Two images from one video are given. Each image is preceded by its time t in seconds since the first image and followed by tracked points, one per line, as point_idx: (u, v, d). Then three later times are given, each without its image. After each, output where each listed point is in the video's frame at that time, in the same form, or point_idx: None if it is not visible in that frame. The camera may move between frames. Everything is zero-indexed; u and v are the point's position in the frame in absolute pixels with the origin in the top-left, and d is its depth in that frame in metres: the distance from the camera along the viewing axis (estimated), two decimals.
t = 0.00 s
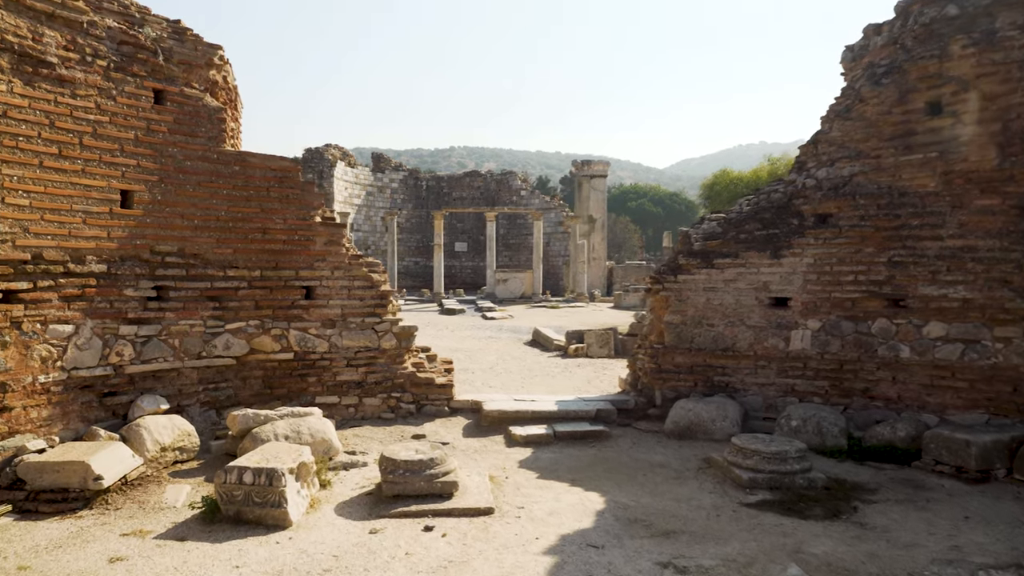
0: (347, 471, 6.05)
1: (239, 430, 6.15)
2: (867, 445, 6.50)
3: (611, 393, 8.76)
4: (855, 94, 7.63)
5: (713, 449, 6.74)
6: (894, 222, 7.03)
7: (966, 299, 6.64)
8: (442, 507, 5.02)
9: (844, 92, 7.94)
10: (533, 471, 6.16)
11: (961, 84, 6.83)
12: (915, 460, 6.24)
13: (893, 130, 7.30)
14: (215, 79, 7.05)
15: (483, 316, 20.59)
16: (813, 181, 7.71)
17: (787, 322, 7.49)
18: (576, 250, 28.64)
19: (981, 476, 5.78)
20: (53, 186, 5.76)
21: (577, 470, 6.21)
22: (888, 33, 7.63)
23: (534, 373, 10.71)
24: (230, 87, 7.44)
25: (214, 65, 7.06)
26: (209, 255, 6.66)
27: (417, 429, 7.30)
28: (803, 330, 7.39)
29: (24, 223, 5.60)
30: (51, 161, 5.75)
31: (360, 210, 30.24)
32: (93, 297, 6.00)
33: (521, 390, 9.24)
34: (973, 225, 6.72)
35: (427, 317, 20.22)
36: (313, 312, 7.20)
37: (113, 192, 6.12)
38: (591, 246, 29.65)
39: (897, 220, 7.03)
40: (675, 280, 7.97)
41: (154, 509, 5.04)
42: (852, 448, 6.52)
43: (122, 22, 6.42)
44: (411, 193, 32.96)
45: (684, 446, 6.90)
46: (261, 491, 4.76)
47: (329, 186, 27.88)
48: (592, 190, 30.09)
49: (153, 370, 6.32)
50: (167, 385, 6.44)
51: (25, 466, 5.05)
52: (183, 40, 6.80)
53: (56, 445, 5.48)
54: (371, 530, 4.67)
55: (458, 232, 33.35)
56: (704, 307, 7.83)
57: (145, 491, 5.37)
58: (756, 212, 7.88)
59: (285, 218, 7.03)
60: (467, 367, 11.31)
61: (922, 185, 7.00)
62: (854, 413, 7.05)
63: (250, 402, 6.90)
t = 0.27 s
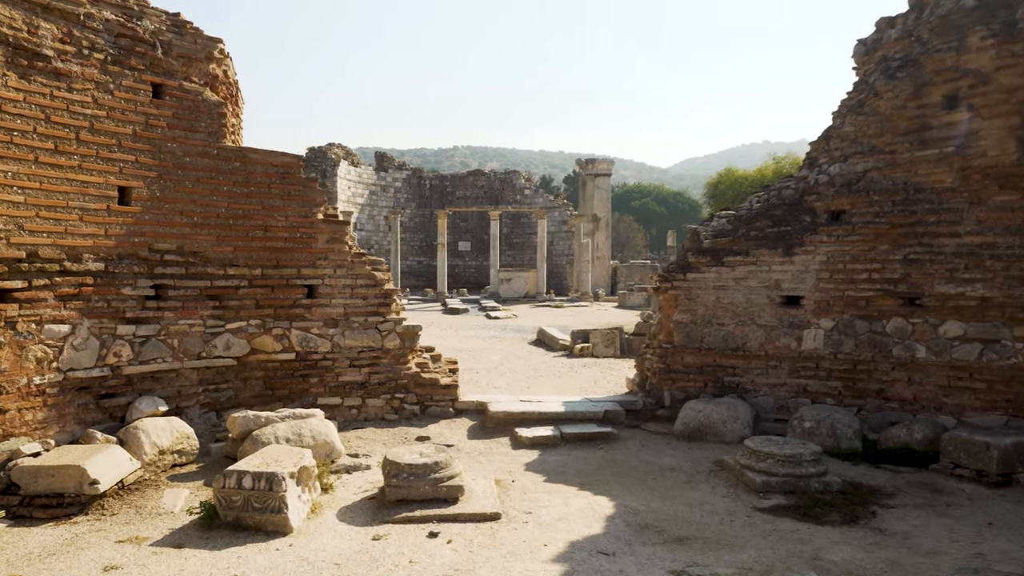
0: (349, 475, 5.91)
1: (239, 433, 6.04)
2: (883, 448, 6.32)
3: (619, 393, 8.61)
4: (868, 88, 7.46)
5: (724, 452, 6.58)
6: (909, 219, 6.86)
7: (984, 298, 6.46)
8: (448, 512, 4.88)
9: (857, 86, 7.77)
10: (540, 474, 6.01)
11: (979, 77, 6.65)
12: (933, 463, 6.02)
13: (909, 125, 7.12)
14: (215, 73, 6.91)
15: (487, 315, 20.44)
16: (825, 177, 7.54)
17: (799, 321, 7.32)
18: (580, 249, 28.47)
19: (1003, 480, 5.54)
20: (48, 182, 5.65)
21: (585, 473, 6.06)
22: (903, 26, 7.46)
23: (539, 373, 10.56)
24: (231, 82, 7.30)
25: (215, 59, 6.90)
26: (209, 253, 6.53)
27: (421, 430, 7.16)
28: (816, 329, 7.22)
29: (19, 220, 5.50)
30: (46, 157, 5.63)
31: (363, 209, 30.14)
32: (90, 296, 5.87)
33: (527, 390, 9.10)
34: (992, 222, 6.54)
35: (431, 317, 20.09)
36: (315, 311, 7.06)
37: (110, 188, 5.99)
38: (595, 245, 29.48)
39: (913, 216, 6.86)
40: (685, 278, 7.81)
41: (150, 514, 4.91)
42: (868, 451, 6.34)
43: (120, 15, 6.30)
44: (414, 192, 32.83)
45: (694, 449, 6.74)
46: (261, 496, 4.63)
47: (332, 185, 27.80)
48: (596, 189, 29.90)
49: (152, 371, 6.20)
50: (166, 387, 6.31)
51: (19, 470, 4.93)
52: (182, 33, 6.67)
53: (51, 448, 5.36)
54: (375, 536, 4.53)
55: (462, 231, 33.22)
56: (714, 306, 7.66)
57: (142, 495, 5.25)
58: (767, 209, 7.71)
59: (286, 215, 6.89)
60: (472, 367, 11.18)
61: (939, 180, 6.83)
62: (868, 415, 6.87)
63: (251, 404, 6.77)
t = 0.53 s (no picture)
0: (350, 480, 5.74)
1: (237, 436, 5.87)
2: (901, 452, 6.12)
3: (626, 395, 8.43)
4: (883, 81, 7.25)
5: (736, 456, 6.39)
6: (926, 216, 6.65)
7: (1005, 297, 6.25)
8: (451, 520, 4.71)
9: (870, 80, 7.57)
10: (546, 479, 5.83)
11: (999, 69, 6.45)
12: (953, 468, 5.83)
13: (925, 119, 6.92)
14: (214, 67, 6.73)
15: (491, 315, 20.26)
16: (838, 173, 7.34)
17: (812, 321, 7.12)
18: (584, 249, 28.28)
19: None
20: (41, 178, 5.49)
21: (593, 478, 5.88)
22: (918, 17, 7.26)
23: (544, 374, 10.38)
24: (230, 76, 7.12)
25: (213, 52, 6.73)
26: (207, 251, 6.36)
27: (424, 433, 6.97)
28: (829, 329, 7.02)
29: (11, 218, 5.34)
30: (38, 152, 5.47)
31: (366, 209, 29.99)
32: (84, 295, 5.71)
33: (532, 392, 8.92)
34: (1012, 218, 6.34)
35: (434, 317, 19.92)
36: (315, 311, 6.88)
37: (105, 185, 5.83)
38: (599, 244, 29.28)
39: (930, 213, 6.65)
40: (694, 277, 7.62)
41: (144, 522, 4.75)
42: (885, 455, 6.15)
43: (116, 7, 6.13)
44: (417, 192, 32.67)
45: (704, 452, 6.55)
46: (258, 503, 4.46)
47: (335, 185, 27.68)
48: (600, 188, 29.68)
49: (148, 373, 6.03)
50: (163, 389, 6.15)
51: (8, 476, 4.77)
52: (180, 26, 6.50)
53: (43, 453, 5.19)
54: (376, 545, 4.36)
55: (465, 231, 33.06)
56: (724, 306, 7.47)
57: (136, 502, 5.08)
58: (778, 206, 7.52)
59: (286, 213, 6.72)
60: (475, 369, 11.00)
61: (957, 176, 6.63)
62: (884, 418, 6.67)
63: (249, 406, 6.60)
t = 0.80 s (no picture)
0: (347, 488, 5.56)
1: (230, 441, 5.68)
2: (916, 458, 5.92)
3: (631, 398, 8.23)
4: (895, 76, 7.05)
5: (745, 461, 6.19)
6: (941, 214, 6.45)
7: None
8: (451, 530, 4.52)
9: (881, 74, 7.36)
10: (550, 487, 5.64)
11: (1016, 62, 6.26)
12: (971, 475, 5.63)
13: (939, 114, 6.71)
14: (209, 63, 6.54)
15: (493, 316, 20.07)
16: (849, 170, 7.13)
17: (823, 322, 6.92)
18: (586, 249, 28.07)
19: None
20: (29, 176, 5.32)
21: (598, 485, 5.69)
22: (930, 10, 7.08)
23: (547, 376, 10.19)
24: (226, 72, 6.93)
25: (208, 48, 6.55)
26: (201, 251, 6.16)
27: (423, 438, 6.78)
28: (840, 331, 6.82)
29: None
30: (27, 149, 5.30)
31: (368, 209, 29.84)
32: (74, 296, 5.53)
33: (534, 395, 8.72)
34: None
35: (435, 318, 19.75)
36: (312, 312, 6.69)
37: (96, 183, 5.65)
38: (602, 244, 29.08)
39: (944, 211, 6.45)
40: (700, 277, 7.41)
41: (132, 531, 4.56)
42: (900, 461, 5.95)
43: None
44: (419, 192, 32.51)
45: (713, 458, 6.35)
46: (249, 513, 4.30)
47: (337, 185, 27.53)
48: (603, 188, 29.46)
49: (139, 376, 5.83)
50: (155, 393, 5.94)
51: None
52: (174, 21, 6.33)
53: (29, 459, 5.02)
54: (372, 557, 4.18)
55: (467, 231, 32.89)
56: (732, 307, 7.27)
57: (125, 510, 4.90)
58: (787, 204, 7.32)
59: (283, 212, 6.51)
60: (477, 371, 10.81)
61: (972, 172, 6.42)
62: (898, 422, 6.47)
63: (244, 410, 6.41)
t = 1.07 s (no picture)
0: (341, 496, 5.39)
1: (222, 447, 5.50)
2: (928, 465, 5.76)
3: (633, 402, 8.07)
4: (903, 73, 6.87)
5: (752, 468, 6.03)
6: (951, 213, 6.28)
7: None
8: (448, 541, 4.36)
9: (887, 71, 7.15)
10: (551, 494, 5.48)
11: None
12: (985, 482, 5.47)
13: (948, 112, 6.53)
14: (202, 59, 6.37)
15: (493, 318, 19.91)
16: (856, 168, 6.95)
17: (830, 325, 6.75)
18: (587, 250, 27.92)
19: None
20: (14, 174, 5.15)
21: (601, 493, 5.52)
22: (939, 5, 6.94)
23: (547, 380, 10.02)
24: (221, 70, 6.77)
25: (202, 44, 6.38)
26: (193, 251, 5.98)
27: (421, 444, 6.61)
28: (848, 334, 6.65)
29: None
30: (12, 146, 5.14)
31: (367, 210, 29.70)
32: (60, 298, 5.36)
33: (534, 399, 8.56)
34: None
35: (434, 320, 19.59)
36: (307, 314, 6.50)
37: (84, 181, 5.48)
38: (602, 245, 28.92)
39: (955, 210, 6.28)
40: (704, 279, 7.24)
41: (117, 542, 4.39)
42: (911, 468, 5.79)
43: None
44: (418, 193, 32.36)
45: (718, 465, 6.19)
46: (238, 524, 4.13)
47: (337, 186, 27.39)
48: (603, 188, 29.32)
49: (129, 380, 5.66)
50: (145, 397, 5.76)
51: None
52: (166, 16, 6.16)
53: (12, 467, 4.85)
54: (365, 570, 4.01)
55: (467, 232, 32.74)
56: (737, 309, 7.10)
57: (111, 518, 4.72)
58: (793, 204, 7.16)
59: (277, 212, 6.33)
60: (476, 374, 10.65)
61: (984, 171, 6.24)
62: (908, 428, 6.31)
63: (237, 415, 6.24)
